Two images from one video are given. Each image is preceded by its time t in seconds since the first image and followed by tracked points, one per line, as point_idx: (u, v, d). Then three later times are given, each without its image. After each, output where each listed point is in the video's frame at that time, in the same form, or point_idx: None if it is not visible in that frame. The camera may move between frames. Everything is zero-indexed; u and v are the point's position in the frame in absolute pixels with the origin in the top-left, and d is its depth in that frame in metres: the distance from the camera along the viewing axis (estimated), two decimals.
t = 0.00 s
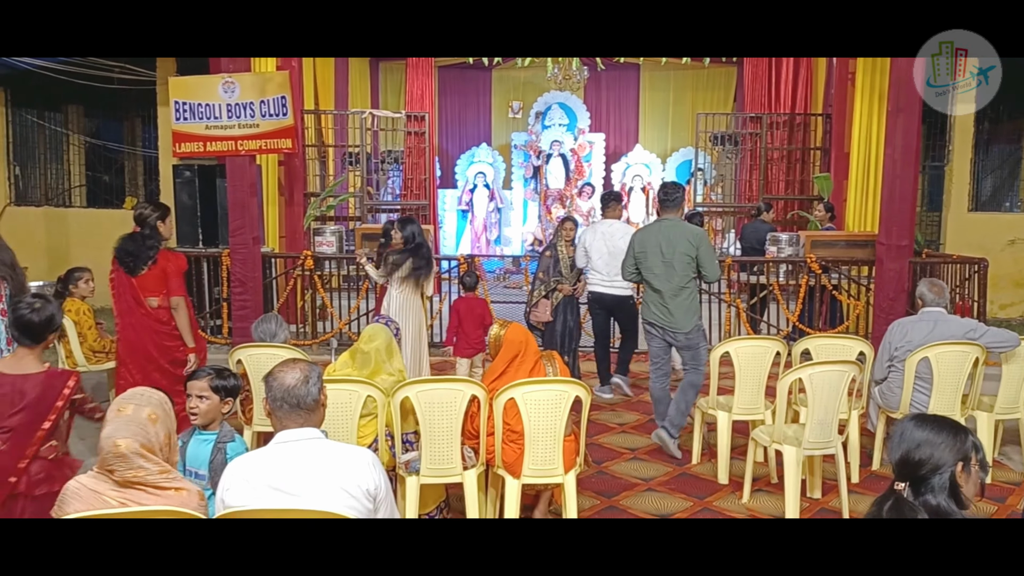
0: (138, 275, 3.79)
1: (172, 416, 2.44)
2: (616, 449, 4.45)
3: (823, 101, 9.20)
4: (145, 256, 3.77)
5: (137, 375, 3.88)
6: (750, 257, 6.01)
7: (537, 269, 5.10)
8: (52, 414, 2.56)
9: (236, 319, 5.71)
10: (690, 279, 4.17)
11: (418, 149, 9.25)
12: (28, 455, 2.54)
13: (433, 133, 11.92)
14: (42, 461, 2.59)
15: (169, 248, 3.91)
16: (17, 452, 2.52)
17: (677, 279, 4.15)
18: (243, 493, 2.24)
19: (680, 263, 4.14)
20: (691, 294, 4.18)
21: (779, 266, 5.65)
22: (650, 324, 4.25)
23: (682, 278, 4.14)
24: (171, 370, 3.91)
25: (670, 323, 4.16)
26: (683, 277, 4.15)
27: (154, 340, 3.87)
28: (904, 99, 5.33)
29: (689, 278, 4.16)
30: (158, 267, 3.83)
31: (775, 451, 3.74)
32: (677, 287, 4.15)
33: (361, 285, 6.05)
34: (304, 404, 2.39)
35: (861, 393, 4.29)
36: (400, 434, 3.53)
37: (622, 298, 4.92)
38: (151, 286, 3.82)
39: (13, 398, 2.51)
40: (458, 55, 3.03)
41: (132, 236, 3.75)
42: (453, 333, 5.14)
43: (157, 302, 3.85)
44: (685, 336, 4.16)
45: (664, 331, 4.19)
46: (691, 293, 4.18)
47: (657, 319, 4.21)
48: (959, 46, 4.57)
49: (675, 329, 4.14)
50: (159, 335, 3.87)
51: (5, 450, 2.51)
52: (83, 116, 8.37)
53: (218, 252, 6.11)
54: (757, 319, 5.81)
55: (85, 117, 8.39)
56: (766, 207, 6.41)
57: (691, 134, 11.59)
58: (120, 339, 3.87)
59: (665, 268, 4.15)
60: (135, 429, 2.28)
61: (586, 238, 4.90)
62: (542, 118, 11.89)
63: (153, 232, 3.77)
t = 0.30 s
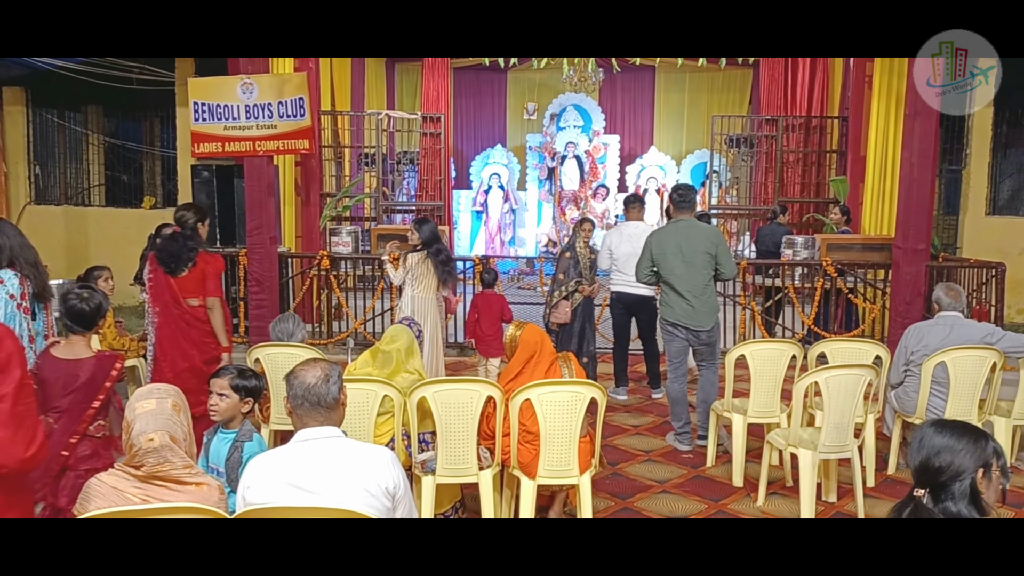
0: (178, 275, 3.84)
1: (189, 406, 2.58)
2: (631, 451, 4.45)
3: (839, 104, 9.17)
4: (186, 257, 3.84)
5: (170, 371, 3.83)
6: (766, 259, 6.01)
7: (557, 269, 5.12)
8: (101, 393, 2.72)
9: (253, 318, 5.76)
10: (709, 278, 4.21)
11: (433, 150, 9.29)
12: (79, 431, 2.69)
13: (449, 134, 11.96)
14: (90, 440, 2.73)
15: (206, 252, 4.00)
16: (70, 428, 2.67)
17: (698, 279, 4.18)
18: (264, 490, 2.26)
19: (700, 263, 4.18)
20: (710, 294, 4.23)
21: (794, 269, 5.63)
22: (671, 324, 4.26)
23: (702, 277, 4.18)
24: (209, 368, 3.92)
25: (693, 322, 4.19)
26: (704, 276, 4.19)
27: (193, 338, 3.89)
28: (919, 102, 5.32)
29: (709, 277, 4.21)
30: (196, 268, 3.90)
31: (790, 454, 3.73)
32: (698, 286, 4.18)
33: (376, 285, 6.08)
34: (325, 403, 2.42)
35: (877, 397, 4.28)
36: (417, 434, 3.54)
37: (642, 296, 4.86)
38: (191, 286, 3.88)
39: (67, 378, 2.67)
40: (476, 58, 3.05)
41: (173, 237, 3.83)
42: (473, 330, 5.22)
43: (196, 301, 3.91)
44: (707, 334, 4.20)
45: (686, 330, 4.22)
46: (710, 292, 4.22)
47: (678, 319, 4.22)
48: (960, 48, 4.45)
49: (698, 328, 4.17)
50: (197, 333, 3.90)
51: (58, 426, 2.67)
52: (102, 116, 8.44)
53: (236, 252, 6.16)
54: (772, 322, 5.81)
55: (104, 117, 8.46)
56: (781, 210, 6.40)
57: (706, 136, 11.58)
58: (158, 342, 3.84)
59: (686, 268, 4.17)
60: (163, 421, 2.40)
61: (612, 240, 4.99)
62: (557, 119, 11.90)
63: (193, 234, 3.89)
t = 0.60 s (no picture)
0: (217, 272, 4.03)
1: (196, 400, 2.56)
2: (642, 451, 4.46)
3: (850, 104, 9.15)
4: (225, 255, 4.02)
5: (209, 362, 4.08)
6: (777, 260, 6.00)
7: (574, 270, 5.13)
8: (142, 370, 2.99)
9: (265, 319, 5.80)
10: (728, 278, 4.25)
11: (444, 150, 9.32)
12: (124, 407, 2.94)
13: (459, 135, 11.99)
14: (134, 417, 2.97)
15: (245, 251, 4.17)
16: (116, 403, 2.93)
17: (719, 278, 4.20)
18: (281, 489, 2.27)
19: (722, 263, 4.20)
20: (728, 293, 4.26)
21: (805, 270, 5.63)
22: (691, 324, 4.24)
23: (723, 277, 4.20)
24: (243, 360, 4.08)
25: (714, 321, 4.19)
26: (724, 276, 4.22)
27: (229, 331, 4.07)
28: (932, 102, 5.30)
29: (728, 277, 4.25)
30: (235, 267, 4.06)
31: (803, 454, 3.72)
32: (718, 285, 4.20)
33: (387, 286, 6.10)
34: (341, 402, 2.43)
35: (889, 398, 4.27)
36: (429, 435, 3.56)
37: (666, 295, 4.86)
38: (228, 284, 4.05)
39: (111, 359, 2.95)
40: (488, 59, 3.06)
41: (216, 235, 4.01)
42: (485, 330, 5.23)
43: (232, 298, 4.07)
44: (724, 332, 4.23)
45: (705, 329, 4.22)
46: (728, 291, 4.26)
47: (697, 317, 4.21)
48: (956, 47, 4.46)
49: (718, 327, 4.19)
50: (232, 327, 4.06)
51: (106, 402, 2.93)
52: (115, 117, 8.48)
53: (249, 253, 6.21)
54: (783, 322, 5.81)
55: (117, 118, 8.50)
56: (792, 210, 6.39)
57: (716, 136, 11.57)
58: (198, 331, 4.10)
59: (710, 268, 4.17)
60: (178, 416, 2.37)
61: (642, 238, 4.98)
62: (567, 119, 11.92)
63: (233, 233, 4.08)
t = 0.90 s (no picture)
0: (244, 265, 4.06)
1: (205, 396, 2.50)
2: (651, 447, 4.46)
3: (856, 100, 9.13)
4: (255, 248, 4.06)
5: (230, 356, 4.09)
6: (785, 255, 5.98)
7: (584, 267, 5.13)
8: (168, 358, 3.23)
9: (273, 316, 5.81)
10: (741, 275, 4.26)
11: (450, 148, 9.33)
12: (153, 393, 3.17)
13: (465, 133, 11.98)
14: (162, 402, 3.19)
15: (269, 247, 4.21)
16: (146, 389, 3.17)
17: (733, 275, 4.20)
18: (293, 485, 2.26)
19: (737, 260, 4.21)
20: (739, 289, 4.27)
21: (813, 266, 5.61)
22: (704, 320, 4.23)
23: (737, 273, 4.21)
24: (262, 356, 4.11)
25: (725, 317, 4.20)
26: (738, 273, 4.23)
27: (250, 327, 4.09)
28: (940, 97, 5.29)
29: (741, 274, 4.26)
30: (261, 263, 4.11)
31: (812, 450, 3.71)
32: (732, 282, 4.20)
33: (394, 284, 6.10)
34: (352, 397, 2.44)
35: (898, 393, 4.26)
36: (438, 432, 3.56)
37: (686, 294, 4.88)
38: (252, 279, 4.08)
39: (140, 348, 3.22)
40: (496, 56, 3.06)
41: (244, 230, 4.05)
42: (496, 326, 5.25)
43: (256, 293, 4.10)
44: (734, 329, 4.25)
45: (717, 325, 4.23)
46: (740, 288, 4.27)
47: (710, 313, 4.21)
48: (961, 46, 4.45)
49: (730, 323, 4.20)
50: (253, 323, 4.09)
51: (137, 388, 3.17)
52: (121, 117, 8.51)
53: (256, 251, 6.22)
54: (790, 319, 5.80)
55: (122, 118, 8.53)
56: (799, 206, 6.38)
57: (722, 132, 11.58)
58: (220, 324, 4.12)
59: (726, 265, 4.17)
60: (188, 410, 2.35)
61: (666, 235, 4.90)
62: (572, 117, 11.93)
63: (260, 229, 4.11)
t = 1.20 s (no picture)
0: (260, 264, 4.07)
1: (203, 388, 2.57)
2: (654, 445, 4.46)
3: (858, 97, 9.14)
4: (270, 247, 4.06)
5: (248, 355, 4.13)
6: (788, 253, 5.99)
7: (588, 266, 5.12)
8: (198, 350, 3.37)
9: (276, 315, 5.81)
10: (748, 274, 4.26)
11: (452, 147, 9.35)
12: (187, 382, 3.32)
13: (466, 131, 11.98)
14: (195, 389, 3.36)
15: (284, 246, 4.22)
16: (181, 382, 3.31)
17: (741, 273, 4.20)
18: (299, 482, 2.26)
19: (744, 258, 4.21)
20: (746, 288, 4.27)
21: (815, 263, 5.61)
22: (710, 317, 4.24)
23: (744, 272, 4.21)
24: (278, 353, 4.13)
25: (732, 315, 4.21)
26: (745, 271, 4.23)
27: (267, 325, 4.11)
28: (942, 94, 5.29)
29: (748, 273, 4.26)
30: (275, 262, 4.12)
31: (816, 446, 3.70)
32: (739, 280, 4.21)
33: (397, 282, 6.10)
34: (358, 394, 2.44)
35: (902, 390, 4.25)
36: (442, 430, 3.56)
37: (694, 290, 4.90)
38: (267, 277, 4.09)
39: (169, 342, 3.31)
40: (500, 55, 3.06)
41: (259, 229, 4.05)
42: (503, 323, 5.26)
43: (272, 291, 4.12)
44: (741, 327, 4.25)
45: (724, 323, 4.23)
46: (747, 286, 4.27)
47: (717, 311, 4.21)
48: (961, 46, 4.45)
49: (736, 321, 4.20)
50: (269, 321, 4.10)
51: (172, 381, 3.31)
52: (122, 116, 8.52)
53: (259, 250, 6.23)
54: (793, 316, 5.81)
55: (124, 117, 8.54)
56: (801, 203, 6.38)
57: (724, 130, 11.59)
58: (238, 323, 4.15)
59: (733, 263, 4.17)
60: (189, 404, 2.40)
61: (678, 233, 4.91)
62: (574, 115, 11.94)
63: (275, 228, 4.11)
